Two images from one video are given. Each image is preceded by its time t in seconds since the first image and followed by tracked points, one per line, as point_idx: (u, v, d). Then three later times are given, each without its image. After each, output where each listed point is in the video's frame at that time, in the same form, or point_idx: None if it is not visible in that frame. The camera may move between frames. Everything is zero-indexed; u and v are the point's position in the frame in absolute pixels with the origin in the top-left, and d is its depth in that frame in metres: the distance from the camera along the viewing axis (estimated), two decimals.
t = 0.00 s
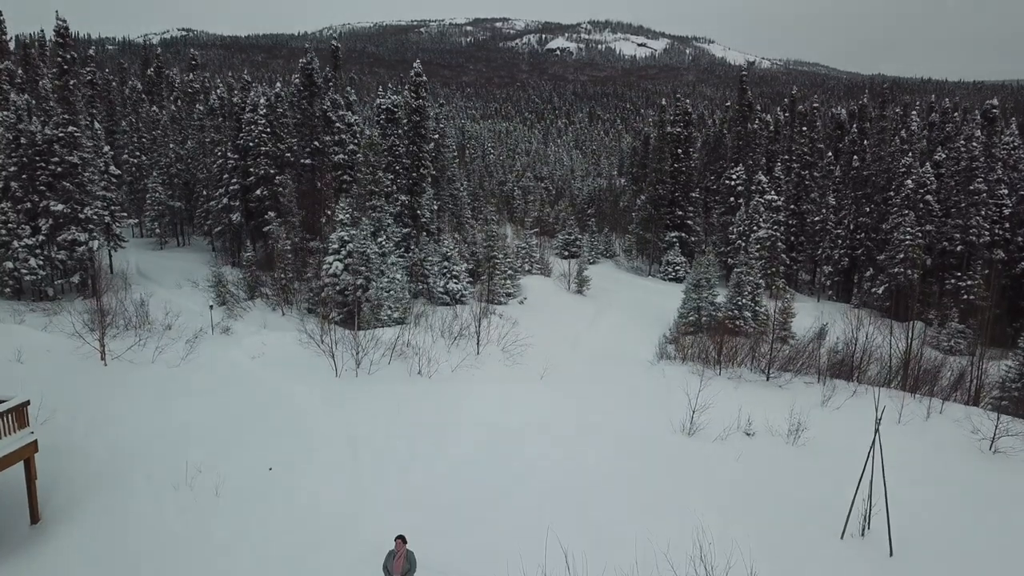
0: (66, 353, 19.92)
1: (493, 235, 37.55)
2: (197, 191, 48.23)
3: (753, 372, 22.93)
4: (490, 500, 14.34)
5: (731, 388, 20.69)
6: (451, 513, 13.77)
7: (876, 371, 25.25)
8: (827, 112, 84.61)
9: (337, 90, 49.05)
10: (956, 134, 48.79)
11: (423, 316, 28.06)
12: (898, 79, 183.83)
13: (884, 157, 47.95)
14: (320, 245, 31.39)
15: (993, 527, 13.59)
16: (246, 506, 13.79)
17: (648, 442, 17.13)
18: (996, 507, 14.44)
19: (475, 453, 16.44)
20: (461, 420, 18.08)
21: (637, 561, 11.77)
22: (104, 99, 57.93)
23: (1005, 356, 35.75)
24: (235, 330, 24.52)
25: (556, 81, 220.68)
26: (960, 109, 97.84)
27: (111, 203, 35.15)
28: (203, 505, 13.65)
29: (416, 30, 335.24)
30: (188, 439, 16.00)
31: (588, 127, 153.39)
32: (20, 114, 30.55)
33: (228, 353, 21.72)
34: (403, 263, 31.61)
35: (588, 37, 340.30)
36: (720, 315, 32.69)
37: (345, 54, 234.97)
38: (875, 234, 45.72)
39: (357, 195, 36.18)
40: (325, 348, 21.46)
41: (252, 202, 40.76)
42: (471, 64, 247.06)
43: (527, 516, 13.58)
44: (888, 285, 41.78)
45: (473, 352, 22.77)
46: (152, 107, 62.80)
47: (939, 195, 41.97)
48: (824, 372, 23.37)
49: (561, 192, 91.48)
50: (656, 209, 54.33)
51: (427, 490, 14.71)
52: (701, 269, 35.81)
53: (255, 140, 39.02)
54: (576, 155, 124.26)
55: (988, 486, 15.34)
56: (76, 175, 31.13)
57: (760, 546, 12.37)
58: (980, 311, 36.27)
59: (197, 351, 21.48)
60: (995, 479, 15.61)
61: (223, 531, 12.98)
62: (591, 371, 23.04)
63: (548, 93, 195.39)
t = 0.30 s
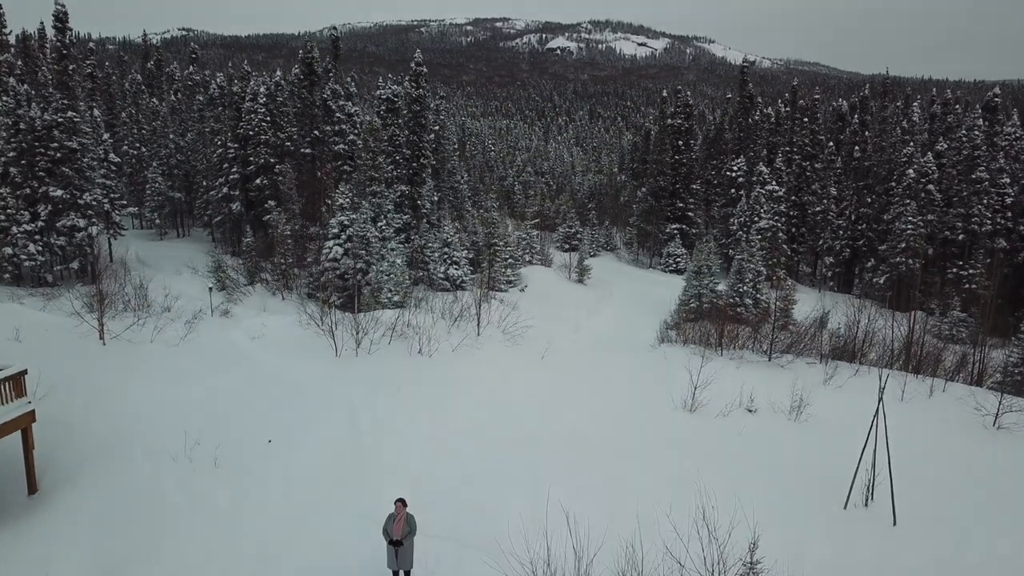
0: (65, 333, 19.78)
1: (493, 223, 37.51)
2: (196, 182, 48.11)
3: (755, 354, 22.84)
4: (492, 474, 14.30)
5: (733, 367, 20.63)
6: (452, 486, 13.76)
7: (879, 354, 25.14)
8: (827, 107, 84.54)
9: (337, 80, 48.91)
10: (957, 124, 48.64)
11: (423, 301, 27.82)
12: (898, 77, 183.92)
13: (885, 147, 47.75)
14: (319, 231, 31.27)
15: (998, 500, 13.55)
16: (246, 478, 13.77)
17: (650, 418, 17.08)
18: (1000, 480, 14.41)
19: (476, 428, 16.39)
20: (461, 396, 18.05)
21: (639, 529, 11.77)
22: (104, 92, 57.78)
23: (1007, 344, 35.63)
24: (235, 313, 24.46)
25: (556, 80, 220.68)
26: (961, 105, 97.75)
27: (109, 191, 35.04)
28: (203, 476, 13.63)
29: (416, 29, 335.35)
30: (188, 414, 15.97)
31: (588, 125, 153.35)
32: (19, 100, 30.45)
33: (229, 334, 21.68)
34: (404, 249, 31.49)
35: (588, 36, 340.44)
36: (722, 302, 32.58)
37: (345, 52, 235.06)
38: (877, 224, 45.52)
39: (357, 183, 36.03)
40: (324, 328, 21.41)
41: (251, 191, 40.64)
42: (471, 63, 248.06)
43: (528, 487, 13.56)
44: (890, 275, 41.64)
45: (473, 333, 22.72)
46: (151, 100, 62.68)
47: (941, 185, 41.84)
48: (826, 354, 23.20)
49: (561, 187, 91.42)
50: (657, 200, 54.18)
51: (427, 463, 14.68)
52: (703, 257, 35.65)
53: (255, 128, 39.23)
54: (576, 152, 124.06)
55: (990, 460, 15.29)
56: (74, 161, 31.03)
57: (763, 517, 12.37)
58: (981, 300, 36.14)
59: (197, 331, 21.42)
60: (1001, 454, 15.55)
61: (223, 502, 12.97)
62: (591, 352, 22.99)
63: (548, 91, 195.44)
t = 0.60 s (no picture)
0: (63, 313, 19.65)
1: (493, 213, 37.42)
2: (196, 173, 48.01)
3: (757, 337, 22.76)
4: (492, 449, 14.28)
5: (734, 348, 20.59)
6: (452, 460, 13.77)
7: (881, 338, 25.06)
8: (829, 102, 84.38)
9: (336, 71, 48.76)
10: (959, 115, 48.46)
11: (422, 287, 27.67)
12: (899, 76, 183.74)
13: (886, 139, 47.62)
14: (319, 218, 31.20)
15: (1000, 475, 13.53)
16: (245, 451, 13.75)
17: (650, 396, 17.05)
18: (1002, 454, 14.39)
19: (477, 405, 16.37)
20: (461, 376, 17.98)
21: (641, 500, 11.77)
22: (103, 85, 57.68)
23: (1009, 333, 35.50)
24: (235, 297, 24.39)
25: (556, 78, 220.62)
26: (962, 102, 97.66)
27: (108, 179, 34.92)
28: (202, 450, 13.60)
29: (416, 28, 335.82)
30: (187, 390, 15.94)
31: (588, 122, 153.30)
32: (18, 86, 30.35)
33: (228, 315, 21.63)
34: (404, 236, 31.35)
35: (588, 36, 340.64)
36: (723, 290, 32.47)
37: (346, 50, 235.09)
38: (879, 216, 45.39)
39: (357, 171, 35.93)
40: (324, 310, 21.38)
41: (251, 180, 40.51)
42: (471, 62, 248.02)
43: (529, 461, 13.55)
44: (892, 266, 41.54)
45: (473, 316, 22.69)
46: (151, 93, 62.57)
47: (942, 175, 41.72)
48: (829, 338, 23.03)
49: (562, 183, 91.35)
50: (657, 193, 54.06)
51: (428, 438, 14.67)
52: (704, 247, 35.54)
53: (255, 117, 39.46)
54: (577, 149, 123.92)
55: (993, 436, 15.25)
56: (73, 147, 30.92)
57: (764, 490, 12.36)
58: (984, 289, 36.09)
59: (197, 313, 21.35)
60: (1004, 430, 15.50)
61: (222, 474, 12.95)
62: (592, 336, 22.93)
63: (549, 90, 195.29)
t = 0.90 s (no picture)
0: (61, 296, 19.53)
1: (493, 203, 37.36)
2: (196, 166, 47.90)
3: (757, 322, 22.74)
4: (492, 427, 14.26)
5: (734, 332, 20.55)
6: (453, 437, 13.74)
7: (883, 325, 25.03)
8: (830, 98, 84.29)
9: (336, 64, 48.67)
10: (959, 108, 48.31)
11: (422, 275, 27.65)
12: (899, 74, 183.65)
13: (887, 131, 47.53)
14: (319, 207, 31.17)
15: (1001, 453, 13.51)
16: (244, 430, 13.66)
17: (651, 376, 17.04)
18: (1003, 432, 14.40)
19: (477, 385, 16.34)
20: (462, 358, 17.95)
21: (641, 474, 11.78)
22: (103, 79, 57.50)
23: (1010, 324, 35.48)
24: (234, 283, 24.36)
25: (557, 76, 220.59)
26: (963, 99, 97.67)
27: (108, 168, 34.88)
28: (201, 428, 13.53)
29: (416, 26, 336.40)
30: (187, 370, 15.89)
31: (589, 119, 153.27)
32: (18, 74, 30.30)
33: (227, 300, 21.57)
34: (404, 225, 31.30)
35: (588, 34, 340.71)
36: (724, 279, 32.43)
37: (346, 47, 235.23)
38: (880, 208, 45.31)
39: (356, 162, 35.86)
40: (324, 294, 21.35)
41: (251, 172, 40.46)
42: (471, 60, 248.03)
43: (528, 437, 13.50)
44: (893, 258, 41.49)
45: (473, 301, 22.68)
46: (151, 86, 62.52)
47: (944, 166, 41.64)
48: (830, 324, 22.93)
49: (562, 179, 91.32)
50: (658, 186, 53.98)
51: (428, 417, 14.63)
52: (704, 237, 35.46)
53: (255, 108, 38.98)
54: (578, 146, 123.68)
55: (994, 415, 15.25)
56: (73, 135, 30.96)
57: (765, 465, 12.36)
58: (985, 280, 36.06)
59: (196, 298, 21.31)
60: (1006, 409, 15.49)
61: (222, 451, 12.91)
62: (592, 322, 22.90)
63: (549, 88, 195.36)
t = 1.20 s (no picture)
0: (59, 279, 19.49)
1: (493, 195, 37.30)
2: (197, 159, 47.87)
3: (758, 309, 22.67)
4: (492, 406, 14.23)
5: (735, 318, 20.49)
6: (452, 416, 13.72)
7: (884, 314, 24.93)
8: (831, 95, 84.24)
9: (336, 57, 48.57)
10: (962, 101, 48.02)
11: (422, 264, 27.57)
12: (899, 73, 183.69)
13: (888, 124, 47.39)
14: (319, 198, 31.09)
15: (1002, 432, 13.47)
16: (243, 410, 13.64)
17: (651, 359, 16.99)
18: (1005, 413, 14.34)
19: (476, 368, 16.30)
20: (461, 343, 17.92)
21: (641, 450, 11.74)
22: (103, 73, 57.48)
23: (1011, 316, 35.41)
24: (234, 271, 24.31)
25: (557, 74, 220.54)
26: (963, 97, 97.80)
27: (108, 159, 34.83)
28: (200, 408, 13.50)
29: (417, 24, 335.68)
30: (187, 353, 15.86)
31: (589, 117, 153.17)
32: (17, 63, 30.25)
33: (227, 287, 21.52)
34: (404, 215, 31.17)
35: (589, 34, 340.79)
36: (725, 269, 32.36)
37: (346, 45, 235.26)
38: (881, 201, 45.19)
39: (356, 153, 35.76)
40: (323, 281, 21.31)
41: (252, 164, 40.38)
42: (472, 59, 248.05)
43: (528, 415, 13.46)
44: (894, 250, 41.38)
45: (473, 288, 22.63)
46: (151, 81, 62.43)
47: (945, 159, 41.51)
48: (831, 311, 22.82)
49: (563, 175, 91.21)
50: (658, 180, 53.88)
51: (427, 397, 14.58)
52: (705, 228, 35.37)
53: (255, 100, 38.10)
54: (579, 143, 123.77)
55: (995, 396, 15.20)
56: (73, 125, 30.95)
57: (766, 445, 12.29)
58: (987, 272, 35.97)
59: (196, 284, 21.26)
60: (1008, 392, 15.42)
61: (221, 429, 12.89)
62: (593, 309, 22.82)
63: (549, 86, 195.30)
